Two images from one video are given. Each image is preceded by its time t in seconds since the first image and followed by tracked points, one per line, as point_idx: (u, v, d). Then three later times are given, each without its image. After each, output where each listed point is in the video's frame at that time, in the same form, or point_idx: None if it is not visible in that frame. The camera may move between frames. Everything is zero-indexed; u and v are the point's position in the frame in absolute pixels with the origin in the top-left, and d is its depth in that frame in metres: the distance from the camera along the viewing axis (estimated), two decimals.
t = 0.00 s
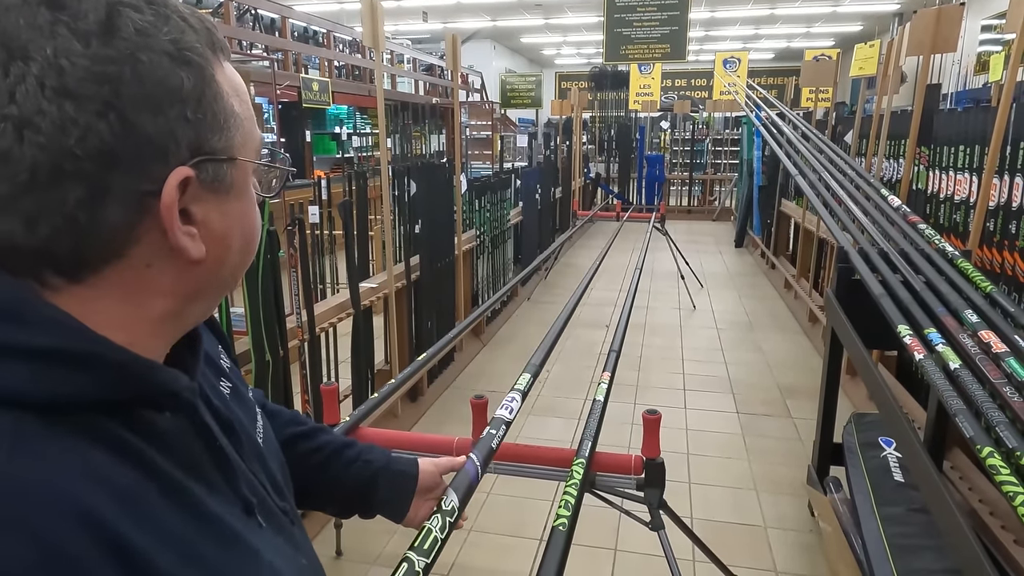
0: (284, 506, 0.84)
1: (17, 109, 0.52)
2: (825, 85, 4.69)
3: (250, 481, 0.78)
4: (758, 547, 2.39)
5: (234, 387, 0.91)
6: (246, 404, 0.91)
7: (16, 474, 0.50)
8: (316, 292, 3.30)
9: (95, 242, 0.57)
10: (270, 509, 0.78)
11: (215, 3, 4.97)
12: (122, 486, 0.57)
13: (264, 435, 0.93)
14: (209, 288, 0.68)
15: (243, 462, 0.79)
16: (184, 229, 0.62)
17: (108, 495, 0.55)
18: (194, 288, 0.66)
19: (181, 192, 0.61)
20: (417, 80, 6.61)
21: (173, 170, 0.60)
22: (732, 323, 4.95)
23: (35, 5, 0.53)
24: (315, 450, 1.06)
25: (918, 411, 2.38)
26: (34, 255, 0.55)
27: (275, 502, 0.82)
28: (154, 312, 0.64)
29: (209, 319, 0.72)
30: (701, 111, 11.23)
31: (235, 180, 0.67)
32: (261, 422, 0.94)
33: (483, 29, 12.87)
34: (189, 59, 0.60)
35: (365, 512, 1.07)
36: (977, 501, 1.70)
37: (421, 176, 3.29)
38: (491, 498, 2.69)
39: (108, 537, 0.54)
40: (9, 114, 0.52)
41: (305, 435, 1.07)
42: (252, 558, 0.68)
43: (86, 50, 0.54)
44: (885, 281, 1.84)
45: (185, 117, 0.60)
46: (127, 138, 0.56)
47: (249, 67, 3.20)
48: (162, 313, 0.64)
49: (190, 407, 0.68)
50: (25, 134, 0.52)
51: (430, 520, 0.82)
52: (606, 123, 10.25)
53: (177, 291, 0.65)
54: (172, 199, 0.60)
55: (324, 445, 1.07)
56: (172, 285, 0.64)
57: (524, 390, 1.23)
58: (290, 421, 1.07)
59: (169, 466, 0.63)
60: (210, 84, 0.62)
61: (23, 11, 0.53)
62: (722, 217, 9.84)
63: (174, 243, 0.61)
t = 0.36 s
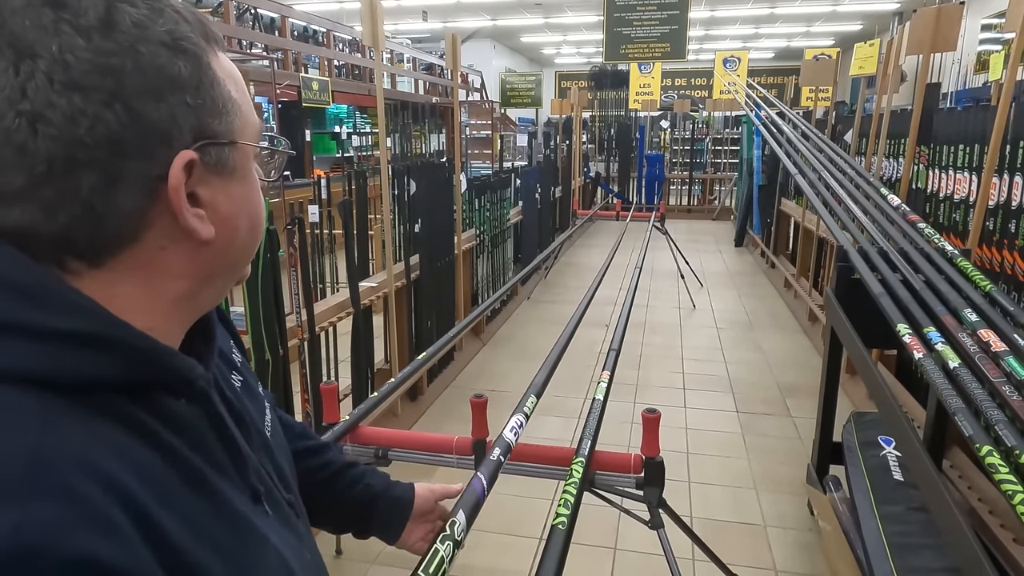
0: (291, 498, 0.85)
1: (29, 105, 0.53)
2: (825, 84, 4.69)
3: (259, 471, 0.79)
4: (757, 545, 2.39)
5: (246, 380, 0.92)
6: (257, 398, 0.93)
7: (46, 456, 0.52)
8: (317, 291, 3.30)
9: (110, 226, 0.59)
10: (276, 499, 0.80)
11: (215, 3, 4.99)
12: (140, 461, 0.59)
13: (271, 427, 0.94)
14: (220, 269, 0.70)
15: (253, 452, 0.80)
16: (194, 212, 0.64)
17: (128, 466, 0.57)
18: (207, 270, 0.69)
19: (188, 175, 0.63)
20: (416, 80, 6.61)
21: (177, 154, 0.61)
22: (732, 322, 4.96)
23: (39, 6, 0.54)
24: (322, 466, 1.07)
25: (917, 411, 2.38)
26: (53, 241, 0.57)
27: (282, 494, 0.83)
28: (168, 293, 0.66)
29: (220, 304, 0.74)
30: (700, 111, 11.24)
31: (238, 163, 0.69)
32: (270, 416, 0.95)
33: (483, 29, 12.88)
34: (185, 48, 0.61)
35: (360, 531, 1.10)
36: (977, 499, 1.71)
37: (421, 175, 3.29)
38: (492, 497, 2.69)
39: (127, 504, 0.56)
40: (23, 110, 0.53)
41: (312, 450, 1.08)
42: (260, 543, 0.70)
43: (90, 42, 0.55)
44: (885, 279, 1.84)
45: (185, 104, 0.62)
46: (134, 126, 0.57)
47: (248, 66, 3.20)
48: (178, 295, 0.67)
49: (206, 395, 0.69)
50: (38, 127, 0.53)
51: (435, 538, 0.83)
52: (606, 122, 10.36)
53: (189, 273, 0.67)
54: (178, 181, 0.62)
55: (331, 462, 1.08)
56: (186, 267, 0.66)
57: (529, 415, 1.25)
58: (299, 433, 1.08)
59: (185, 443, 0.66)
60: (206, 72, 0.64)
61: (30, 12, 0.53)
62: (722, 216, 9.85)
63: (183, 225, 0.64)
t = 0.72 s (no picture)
0: (303, 461, 0.91)
1: (64, 93, 0.60)
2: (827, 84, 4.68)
3: (274, 426, 0.85)
4: (759, 545, 2.39)
5: (263, 353, 0.99)
6: (273, 368, 0.99)
7: (82, 385, 0.58)
8: (318, 290, 3.30)
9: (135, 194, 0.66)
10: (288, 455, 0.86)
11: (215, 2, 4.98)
12: (168, 396, 0.66)
13: (287, 398, 1.01)
14: (232, 236, 0.77)
15: (269, 413, 0.87)
16: (206, 182, 0.71)
17: (155, 396, 0.64)
18: (220, 235, 0.75)
19: (199, 151, 0.70)
20: (417, 79, 6.59)
21: (188, 131, 0.68)
22: (733, 321, 4.95)
23: (67, 15, 0.61)
24: (329, 468, 1.10)
25: (920, 411, 2.37)
26: (88, 210, 0.64)
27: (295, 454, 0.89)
28: (187, 256, 0.73)
29: (233, 271, 0.81)
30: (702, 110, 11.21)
31: (241, 141, 0.76)
32: (285, 387, 1.02)
33: (484, 28, 12.85)
34: (189, 42, 0.68)
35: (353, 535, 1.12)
36: (979, 499, 1.70)
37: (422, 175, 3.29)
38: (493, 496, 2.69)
39: (154, 426, 0.62)
40: (59, 98, 0.60)
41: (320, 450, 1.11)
42: (273, 486, 0.75)
43: (111, 38, 0.62)
44: (886, 278, 1.86)
45: (194, 89, 0.68)
46: (152, 107, 0.64)
47: (248, 66, 3.19)
48: (195, 257, 0.74)
49: (222, 349, 0.76)
50: (73, 111, 0.60)
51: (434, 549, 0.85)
52: (608, 122, 10.41)
53: (205, 238, 0.74)
54: (192, 154, 0.69)
55: (336, 464, 1.11)
56: (201, 232, 0.73)
57: (527, 423, 1.27)
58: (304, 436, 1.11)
59: (206, 387, 0.72)
60: (209, 62, 0.70)
61: (58, 19, 0.61)
62: (723, 215, 9.82)
63: (197, 193, 0.71)
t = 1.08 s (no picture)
0: (315, 419, 0.93)
1: (79, 80, 0.64)
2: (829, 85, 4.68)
3: (281, 383, 0.87)
4: (761, 546, 2.39)
5: (266, 329, 1.03)
6: (276, 343, 1.03)
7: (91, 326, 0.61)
8: (320, 292, 3.30)
9: (141, 165, 0.69)
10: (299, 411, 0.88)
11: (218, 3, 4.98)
12: (171, 339, 0.68)
13: (292, 369, 1.05)
14: (230, 207, 0.81)
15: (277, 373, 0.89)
16: (204, 158, 0.75)
17: (160, 343, 0.66)
18: (219, 207, 0.79)
19: (196, 130, 0.74)
20: (419, 80, 6.59)
21: (184, 111, 0.72)
22: (734, 322, 4.96)
23: (79, 15, 0.65)
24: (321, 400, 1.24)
25: (921, 412, 2.37)
26: (98, 181, 0.68)
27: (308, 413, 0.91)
28: (192, 224, 0.77)
29: (232, 244, 0.85)
30: (703, 110, 11.21)
31: (234, 124, 0.79)
32: (289, 361, 1.05)
33: (486, 29, 12.86)
34: (185, 36, 0.72)
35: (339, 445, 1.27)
36: (981, 500, 1.70)
37: (424, 176, 3.29)
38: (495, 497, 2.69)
39: (156, 363, 0.64)
40: (73, 84, 0.64)
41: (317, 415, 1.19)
42: (279, 428, 0.77)
43: (117, 31, 0.66)
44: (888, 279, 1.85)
45: (190, 75, 0.72)
46: (152, 91, 0.68)
47: (250, 67, 3.20)
48: (197, 227, 0.77)
49: (225, 312, 0.80)
50: (89, 95, 0.64)
51: None
52: (609, 122, 10.44)
53: (206, 209, 0.78)
54: (190, 132, 0.72)
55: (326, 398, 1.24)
56: (202, 203, 0.77)
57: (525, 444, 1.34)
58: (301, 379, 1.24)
59: (211, 342, 0.75)
60: (201, 54, 0.74)
61: (74, 21, 0.65)
62: (725, 216, 9.82)
63: (195, 166, 0.74)
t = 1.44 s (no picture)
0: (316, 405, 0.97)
1: (108, 79, 0.70)
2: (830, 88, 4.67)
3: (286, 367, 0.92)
4: (763, 549, 2.38)
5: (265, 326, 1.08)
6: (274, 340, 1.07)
7: (123, 293, 0.65)
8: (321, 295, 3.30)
9: (162, 156, 0.74)
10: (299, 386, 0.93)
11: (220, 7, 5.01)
12: (192, 310, 0.73)
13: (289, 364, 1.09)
14: (238, 201, 0.86)
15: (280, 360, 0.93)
16: (218, 152, 0.80)
17: (184, 312, 0.71)
18: (229, 200, 0.84)
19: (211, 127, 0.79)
20: (421, 84, 6.59)
21: (201, 109, 0.77)
22: (735, 325, 4.95)
23: (109, 24, 0.72)
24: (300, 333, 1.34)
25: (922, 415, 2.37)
26: (124, 170, 0.73)
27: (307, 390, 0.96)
28: (204, 215, 0.81)
29: (239, 236, 0.90)
30: (704, 113, 11.21)
31: (243, 125, 0.85)
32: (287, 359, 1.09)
33: (488, 32, 12.88)
34: (200, 46, 0.78)
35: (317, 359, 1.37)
36: (983, 503, 1.70)
37: (425, 178, 3.30)
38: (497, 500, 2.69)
39: (182, 327, 0.68)
40: (103, 82, 0.70)
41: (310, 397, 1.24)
42: (291, 398, 0.81)
43: (142, 37, 0.72)
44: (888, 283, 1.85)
45: (207, 79, 0.78)
46: (174, 90, 0.74)
47: (252, 70, 3.20)
48: (210, 217, 0.82)
49: (231, 294, 0.86)
50: (117, 93, 0.70)
51: None
52: (610, 125, 10.46)
53: (218, 201, 0.82)
54: (205, 127, 0.77)
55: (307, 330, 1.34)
56: (215, 195, 0.81)
57: (517, 461, 1.42)
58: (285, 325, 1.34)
59: (222, 317, 0.80)
60: (216, 62, 0.80)
61: (103, 31, 0.71)
62: (726, 219, 9.82)
63: (210, 160, 0.79)
